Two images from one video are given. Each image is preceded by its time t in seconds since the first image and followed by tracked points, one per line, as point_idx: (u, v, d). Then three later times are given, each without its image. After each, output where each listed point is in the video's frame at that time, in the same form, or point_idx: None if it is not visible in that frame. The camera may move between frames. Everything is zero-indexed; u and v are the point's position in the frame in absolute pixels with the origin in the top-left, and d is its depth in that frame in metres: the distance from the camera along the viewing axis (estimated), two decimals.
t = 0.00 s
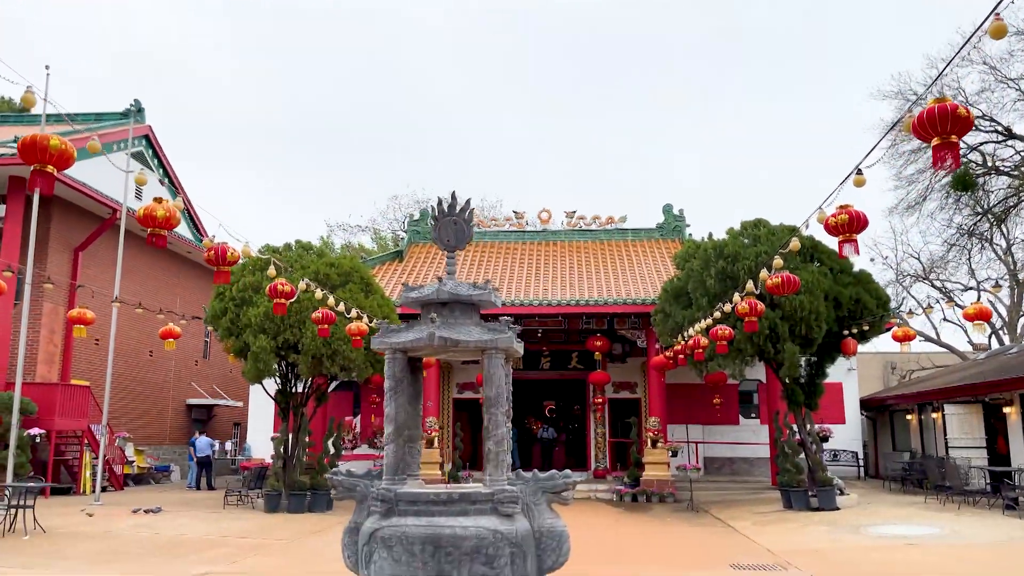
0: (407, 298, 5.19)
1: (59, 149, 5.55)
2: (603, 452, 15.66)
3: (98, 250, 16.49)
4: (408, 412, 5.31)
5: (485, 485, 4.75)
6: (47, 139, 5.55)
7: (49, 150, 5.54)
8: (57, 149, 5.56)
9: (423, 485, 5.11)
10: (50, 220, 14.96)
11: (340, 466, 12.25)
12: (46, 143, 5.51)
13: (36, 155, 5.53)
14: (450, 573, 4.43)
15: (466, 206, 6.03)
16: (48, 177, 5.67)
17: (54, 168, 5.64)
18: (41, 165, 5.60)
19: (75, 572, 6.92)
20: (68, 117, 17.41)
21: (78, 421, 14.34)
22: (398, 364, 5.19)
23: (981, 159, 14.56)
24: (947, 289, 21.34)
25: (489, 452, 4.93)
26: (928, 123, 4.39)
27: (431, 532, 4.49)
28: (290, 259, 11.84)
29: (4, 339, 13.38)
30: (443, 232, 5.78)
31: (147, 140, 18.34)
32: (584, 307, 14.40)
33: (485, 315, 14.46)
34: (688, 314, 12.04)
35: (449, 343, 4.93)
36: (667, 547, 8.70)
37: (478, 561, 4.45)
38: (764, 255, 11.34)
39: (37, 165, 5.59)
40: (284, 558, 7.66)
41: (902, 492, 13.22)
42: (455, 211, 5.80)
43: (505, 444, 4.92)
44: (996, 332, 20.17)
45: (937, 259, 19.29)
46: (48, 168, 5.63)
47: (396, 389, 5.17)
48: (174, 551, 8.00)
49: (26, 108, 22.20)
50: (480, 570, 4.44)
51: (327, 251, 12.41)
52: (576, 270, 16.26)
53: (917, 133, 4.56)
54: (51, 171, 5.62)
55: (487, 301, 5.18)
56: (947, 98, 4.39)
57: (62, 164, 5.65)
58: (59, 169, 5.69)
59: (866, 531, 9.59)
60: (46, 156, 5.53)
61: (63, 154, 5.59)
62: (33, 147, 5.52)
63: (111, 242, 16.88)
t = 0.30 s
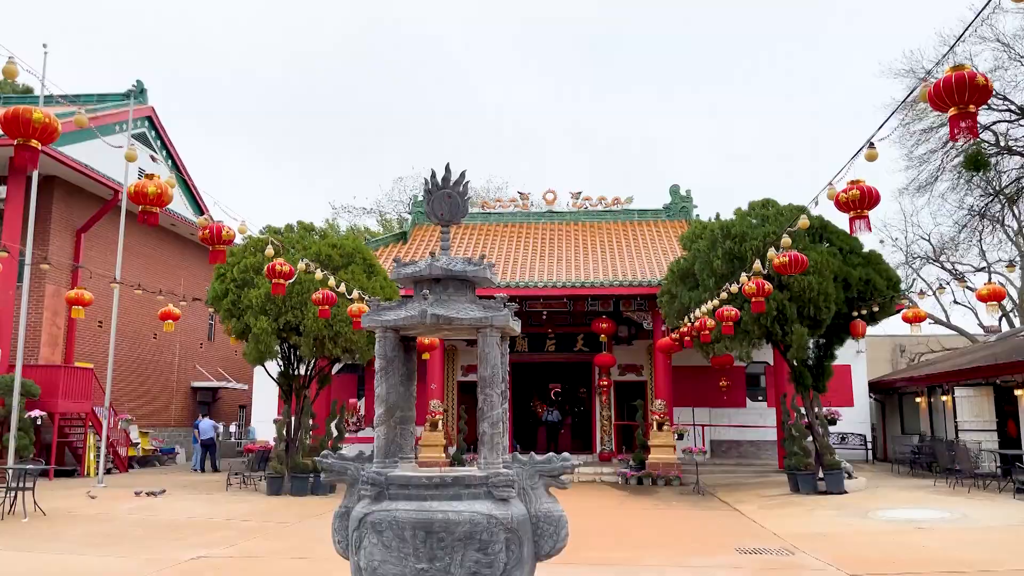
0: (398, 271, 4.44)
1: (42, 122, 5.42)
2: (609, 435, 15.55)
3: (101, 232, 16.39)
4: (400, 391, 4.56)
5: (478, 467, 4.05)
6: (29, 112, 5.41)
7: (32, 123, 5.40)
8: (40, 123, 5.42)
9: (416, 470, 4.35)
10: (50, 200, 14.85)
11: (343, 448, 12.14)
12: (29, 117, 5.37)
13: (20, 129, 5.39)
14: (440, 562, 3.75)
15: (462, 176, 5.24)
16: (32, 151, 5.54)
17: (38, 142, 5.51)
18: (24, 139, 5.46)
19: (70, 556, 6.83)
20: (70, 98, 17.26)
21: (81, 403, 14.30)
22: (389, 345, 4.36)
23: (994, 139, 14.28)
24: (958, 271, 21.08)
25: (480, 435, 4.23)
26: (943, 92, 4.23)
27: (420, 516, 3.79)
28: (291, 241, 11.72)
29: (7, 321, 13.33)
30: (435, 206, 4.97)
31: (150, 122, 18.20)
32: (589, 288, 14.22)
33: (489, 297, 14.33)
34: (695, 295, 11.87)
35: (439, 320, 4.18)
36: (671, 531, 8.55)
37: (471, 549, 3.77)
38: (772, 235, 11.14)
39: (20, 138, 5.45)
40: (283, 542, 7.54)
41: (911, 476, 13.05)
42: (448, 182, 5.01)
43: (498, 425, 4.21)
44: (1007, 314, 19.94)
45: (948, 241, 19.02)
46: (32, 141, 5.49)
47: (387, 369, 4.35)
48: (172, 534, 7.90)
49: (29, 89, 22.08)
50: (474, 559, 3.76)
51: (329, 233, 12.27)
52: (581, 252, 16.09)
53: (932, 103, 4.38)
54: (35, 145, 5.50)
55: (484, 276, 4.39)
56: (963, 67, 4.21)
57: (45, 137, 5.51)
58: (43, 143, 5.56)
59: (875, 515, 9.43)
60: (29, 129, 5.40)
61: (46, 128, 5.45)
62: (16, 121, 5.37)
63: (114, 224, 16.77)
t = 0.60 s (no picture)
0: (387, 249, 4.26)
1: (22, 99, 5.29)
2: (613, 419, 15.46)
3: (102, 214, 16.29)
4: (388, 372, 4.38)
5: (469, 454, 3.92)
6: (8, 89, 5.28)
7: (11, 100, 5.28)
8: (21, 100, 5.29)
9: (406, 456, 4.21)
10: (51, 183, 14.76)
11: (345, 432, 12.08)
12: (8, 93, 5.25)
13: None
14: (430, 551, 3.63)
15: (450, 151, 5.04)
16: (11, 129, 5.41)
17: (17, 119, 5.38)
18: (3, 116, 5.33)
19: (66, 540, 6.76)
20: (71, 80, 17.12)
21: (84, 386, 14.26)
22: (376, 327, 4.17)
23: (1006, 120, 14.01)
24: (967, 255, 20.84)
25: (471, 420, 4.06)
26: (956, 62, 4.08)
27: (408, 504, 3.69)
28: (292, 224, 11.57)
29: (8, 305, 13.26)
30: (425, 179, 4.71)
31: (152, 104, 18.06)
32: (594, 272, 14.07)
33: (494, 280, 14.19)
34: (701, 278, 11.72)
35: (431, 301, 4.02)
36: (675, 516, 8.44)
37: (461, 538, 3.66)
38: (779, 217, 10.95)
39: None
40: (281, 526, 7.47)
41: (919, 460, 12.92)
42: (439, 155, 4.77)
43: (490, 410, 4.05)
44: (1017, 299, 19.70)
45: (958, 225, 18.79)
46: (12, 119, 5.37)
47: (375, 351, 4.16)
48: (170, 518, 7.83)
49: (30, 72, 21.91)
50: (464, 548, 3.65)
51: (330, 216, 12.13)
52: (587, 235, 15.91)
53: (946, 73, 4.21)
54: (15, 123, 5.36)
55: (478, 254, 4.23)
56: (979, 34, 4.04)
57: (25, 115, 5.38)
58: (22, 120, 5.43)
59: (881, 500, 9.32)
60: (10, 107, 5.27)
61: (26, 105, 5.33)
62: None
63: (116, 207, 16.67)
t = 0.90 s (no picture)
0: (376, 228, 4.12)
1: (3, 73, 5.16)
2: (618, 405, 15.34)
3: (104, 198, 16.17)
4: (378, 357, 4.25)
5: (462, 441, 3.79)
6: None
7: None
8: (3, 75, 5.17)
9: (397, 443, 4.09)
10: (51, 166, 14.64)
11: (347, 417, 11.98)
12: None
13: None
14: (419, 542, 3.51)
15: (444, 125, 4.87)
16: None
17: None
18: None
19: (61, 526, 6.68)
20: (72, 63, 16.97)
21: (85, 371, 14.20)
22: (365, 308, 4.04)
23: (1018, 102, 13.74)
24: (977, 241, 20.59)
25: (464, 405, 3.93)
26: (973, 32, 3.89)
27: (397, 492, 3.57)
28: (292, 208, 11.43)
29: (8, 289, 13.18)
30: (417, 155, 4.53)
31: (154, 87, 17.91)
32: (599, 257, 13.90)
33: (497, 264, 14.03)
34: (707, 263, 11.56)
35: (421, 279, 3.88)
36: (679, 504, 8.33)
37: (452, 528, 3.53)
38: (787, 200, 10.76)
39: None
40: (280, 513, 7.38)
41: (926, 447, 12.79)
42: (432, 132, 4.61)
43: (483, 395, 3.91)
44: None
45: (968, 210, 18.53)
46: None
47: (363, 334, 4.03)
48: (168, 504, 7.75)
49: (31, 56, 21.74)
50: (455, 539, 3.53)
51: (331, 200, 11.98)
52: (592, 219, 15.74)
53: (962, 43, 4.02)
54: None
55: (470, 231, 4.07)
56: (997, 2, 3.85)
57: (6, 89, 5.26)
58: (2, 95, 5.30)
59: (889, 488, 9.18)
60: None
61: (6, 79, 5.20)
62: None
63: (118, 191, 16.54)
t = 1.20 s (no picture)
0: (364, 208, 3.95)
1: None
2: (622, 394, 15.18)
3: (103, 184, 16.02)
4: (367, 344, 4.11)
5: (456, 433, 3.65)
6: None
7: None
8: None
9: (387, 435, 3.94)
10: (49, 152, 14.49)
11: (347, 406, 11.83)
12: None
13: None
14: (409, 539, 3.38)
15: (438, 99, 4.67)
16: None
17: None
18: None
19: (52, 517, 6.56)
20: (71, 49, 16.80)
21: (84, 359, 14.09)
22: (353, 293, 3.87)
23: None
24: (985, 230, 20.34)
25: (457, 395, 3.77)
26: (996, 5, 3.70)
27: (385, 487, 3.43)
28: (291, 193, 11.26)
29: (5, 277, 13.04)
30: (408, 131, 4.36)
31: (154, 73, 17.73)
32: (603, 244, 13.73)
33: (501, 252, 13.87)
34: (713, 250, 11.37)
35: (412, 262, 3.71)
36: (682, 495, 8.18)
37: (444, 525, 3.39)
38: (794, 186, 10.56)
39: None
40: (277, 504, 7.24)
41: (934, 438, 12.62)
42: (424, 107, 4.43)
43: (477, 384, 3.75)
44: None
45: (976, 198, 18.29)
46: None
47: (351, 321, 3.86)
48: (164, 495, 7.61)
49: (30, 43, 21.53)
50: (447, 536, 3.38)
51: (331, 186, 11.81)
52: (594, 207, 15.56)
53: (983, 16, 3.85)
54: None
55: (463, 212, 3.90)
56: None
57: None
58: None
59: (897, 479, 9.02)
60: None
61: None
62: None
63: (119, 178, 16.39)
